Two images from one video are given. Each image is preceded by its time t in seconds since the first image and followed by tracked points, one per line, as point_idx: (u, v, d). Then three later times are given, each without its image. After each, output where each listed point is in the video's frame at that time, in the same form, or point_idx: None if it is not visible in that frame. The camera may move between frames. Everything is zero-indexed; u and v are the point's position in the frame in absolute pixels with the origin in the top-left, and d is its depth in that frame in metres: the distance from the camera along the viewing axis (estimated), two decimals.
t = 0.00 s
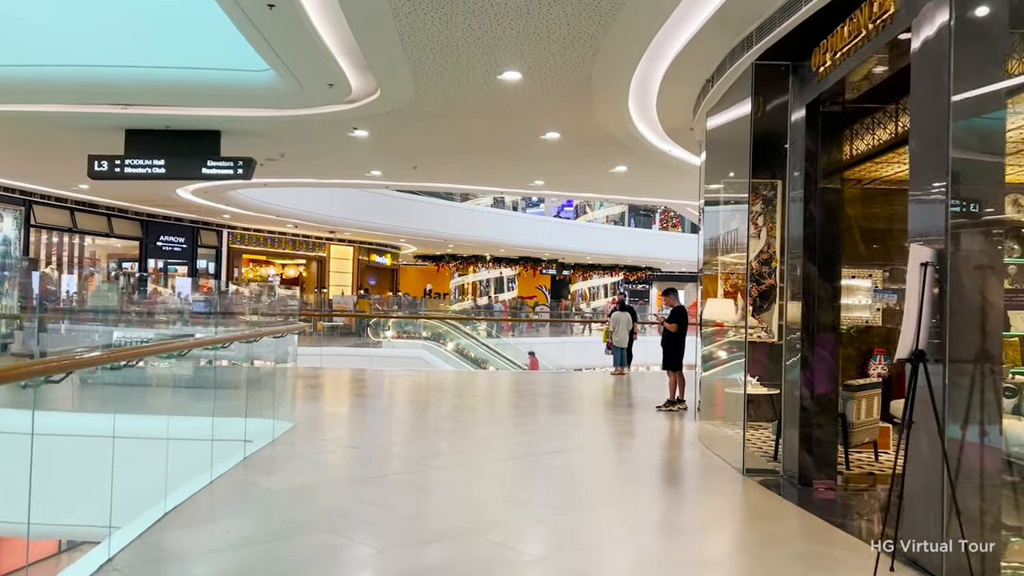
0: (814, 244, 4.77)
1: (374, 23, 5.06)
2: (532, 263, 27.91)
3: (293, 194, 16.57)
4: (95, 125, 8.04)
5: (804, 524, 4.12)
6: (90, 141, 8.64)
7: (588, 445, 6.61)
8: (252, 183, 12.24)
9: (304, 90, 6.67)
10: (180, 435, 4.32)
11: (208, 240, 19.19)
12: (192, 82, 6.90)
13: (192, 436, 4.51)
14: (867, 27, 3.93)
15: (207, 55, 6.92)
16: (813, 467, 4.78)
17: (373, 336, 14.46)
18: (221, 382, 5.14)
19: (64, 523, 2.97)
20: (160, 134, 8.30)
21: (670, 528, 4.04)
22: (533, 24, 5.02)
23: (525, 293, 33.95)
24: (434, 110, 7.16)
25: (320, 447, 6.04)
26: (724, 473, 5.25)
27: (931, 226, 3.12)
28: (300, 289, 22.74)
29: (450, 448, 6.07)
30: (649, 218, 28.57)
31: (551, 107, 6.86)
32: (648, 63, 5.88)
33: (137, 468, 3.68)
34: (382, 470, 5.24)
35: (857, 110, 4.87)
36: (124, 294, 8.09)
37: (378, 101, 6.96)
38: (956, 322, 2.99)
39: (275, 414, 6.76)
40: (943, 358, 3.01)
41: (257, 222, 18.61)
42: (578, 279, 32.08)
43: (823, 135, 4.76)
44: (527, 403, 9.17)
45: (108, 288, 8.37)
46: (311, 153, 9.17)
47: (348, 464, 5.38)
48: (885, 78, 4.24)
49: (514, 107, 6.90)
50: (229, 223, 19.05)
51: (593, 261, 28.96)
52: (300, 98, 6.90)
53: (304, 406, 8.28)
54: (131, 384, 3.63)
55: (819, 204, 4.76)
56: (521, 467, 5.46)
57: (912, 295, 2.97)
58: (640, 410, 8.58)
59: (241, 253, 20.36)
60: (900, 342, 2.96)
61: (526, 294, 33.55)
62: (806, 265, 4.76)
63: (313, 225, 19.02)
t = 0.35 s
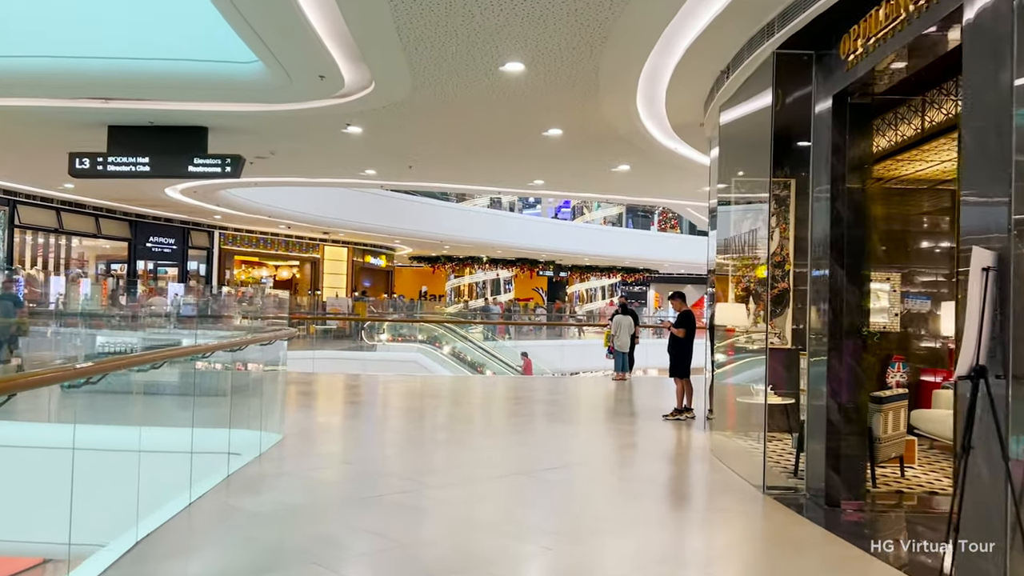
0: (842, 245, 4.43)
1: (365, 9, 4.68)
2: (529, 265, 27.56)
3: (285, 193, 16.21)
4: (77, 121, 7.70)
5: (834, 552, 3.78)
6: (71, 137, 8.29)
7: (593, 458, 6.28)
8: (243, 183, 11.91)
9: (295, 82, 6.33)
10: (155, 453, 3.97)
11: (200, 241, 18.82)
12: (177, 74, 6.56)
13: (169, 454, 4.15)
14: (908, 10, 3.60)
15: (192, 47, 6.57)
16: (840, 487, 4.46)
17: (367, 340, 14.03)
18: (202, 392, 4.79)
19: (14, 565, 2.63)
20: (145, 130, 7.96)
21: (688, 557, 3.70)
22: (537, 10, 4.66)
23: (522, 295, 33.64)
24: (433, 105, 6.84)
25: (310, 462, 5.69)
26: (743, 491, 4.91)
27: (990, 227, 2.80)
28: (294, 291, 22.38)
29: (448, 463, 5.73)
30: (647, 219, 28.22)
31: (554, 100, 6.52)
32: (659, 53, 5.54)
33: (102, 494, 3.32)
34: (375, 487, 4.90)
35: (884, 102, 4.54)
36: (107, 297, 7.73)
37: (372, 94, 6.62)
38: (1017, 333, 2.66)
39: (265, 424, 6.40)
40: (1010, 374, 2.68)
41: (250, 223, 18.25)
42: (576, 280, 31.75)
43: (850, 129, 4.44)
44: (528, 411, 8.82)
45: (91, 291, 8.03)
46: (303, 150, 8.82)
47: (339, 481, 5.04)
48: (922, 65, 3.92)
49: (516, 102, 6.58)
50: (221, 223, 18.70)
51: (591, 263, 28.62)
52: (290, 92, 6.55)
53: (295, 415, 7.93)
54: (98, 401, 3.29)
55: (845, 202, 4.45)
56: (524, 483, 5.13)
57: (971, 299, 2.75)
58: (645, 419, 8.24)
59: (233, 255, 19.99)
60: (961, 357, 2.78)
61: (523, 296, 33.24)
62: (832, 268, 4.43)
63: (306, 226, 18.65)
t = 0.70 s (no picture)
0: (880, 238, 4.11)
1: None
2: (527, 266, 27.26)
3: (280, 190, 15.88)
4: (62, 111, 7.38)
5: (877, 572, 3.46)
6: (57, 128, 7.95)
7: (602, 466, 5.98)
8: (237, 180, 11.59)
9: (290, 69, 6.00)
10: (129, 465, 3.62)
11: (194, 239, 18.48)
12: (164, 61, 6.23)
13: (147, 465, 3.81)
14: None
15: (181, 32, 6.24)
16: (877, 499, 4.12)
17: (365, 341, 13.70)
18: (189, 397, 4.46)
19: None
20: (133, 121, 7.63)
21: None
22: None
23: (520, 296, 33.37)
24: (435, 95, 6.55)
25: (303, 470, 5.38)
26: (770, 503, 4.58)
27: None
28: (289, 291, 22.04)
29: (450, 472, 5.41)
30: (646, 218, 27.92)
31: (562, 88, 6.20)
32: (676, 39, 5.26)
33: (70, 512, 2.98)
34: (374, 498, 4.58)
35: (923, 83, 4.22)
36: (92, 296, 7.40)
37: (370, 82, 6.29)
38: None
39: (258, 428, 6.08)
40: None
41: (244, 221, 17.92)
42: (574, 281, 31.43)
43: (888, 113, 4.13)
44: (532, 415, 8.51)
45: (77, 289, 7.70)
46: (299, 143, 8.51)
47: (335, 492, 4.71)
48: (971, 39, 3.60)
49: (523, 90, 6.26)
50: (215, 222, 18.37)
51: (590, 263, 28.31)
52: (285, 79, 6.23)
53: (289, 418, 7.61)
54: (66, 409, 2.95)
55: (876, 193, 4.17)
56: (533, 495, 4.81)
57: None
58: (653, 423, 7.93)
59: (228, 254, 19.64)
60: None
61: (522, 297, 32.96)
62: (868, 262, 4.11)
63: (302, 224, 18.31)
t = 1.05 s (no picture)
0: (921, 232, 3.80)
1: None
2: (526, 266, 26.94)
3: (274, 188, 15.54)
4: (44, 102, 7.04)
5: None
6: (40, 120, 7.62)
7: (613, 474, 5.66)
8: (230, 177, 11.27)
9: (282, 55, 5.67)
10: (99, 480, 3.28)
11: (187, 239, 18.15)
12: (148, 46, 5.89)
13: (120, 479, 3.47)
14: None
15: (167, 16, 5.90)
16: (918, 515, 3.82)
17: (363, 342, 13.37)
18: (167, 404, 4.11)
19: None
20: (120, 112, 7.29)
21: None
22: None
23: (519, 297, 33.05)
24: (436, 83, 6.22)
25: (295, 481, 5.05)
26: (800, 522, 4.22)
27: None
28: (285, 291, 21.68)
29: (452, 483, 5.08)
30: (646, 218, 27.63)
31: (571, 73, 5.87)
32: (694, 19, 5.01)
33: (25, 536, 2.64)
34: (371, 513, 4.24)
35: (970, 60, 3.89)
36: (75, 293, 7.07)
37: (367, 70, 5.95)
38: None
39: (248, 432, 5.75)
40: None
41: (239, 220, 17.59)
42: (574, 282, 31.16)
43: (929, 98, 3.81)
44: (535, 421, 8.19)
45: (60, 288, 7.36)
46: (293, 135, 8.19)
47: (329, 507, 4.38)
48: None
49: (529, 75, 5.93)
50: (208, 221, 18.02)
51: (589, 263, 28.02)
52: (277, 65, 5.89)
53: (282, 423, 7.28)
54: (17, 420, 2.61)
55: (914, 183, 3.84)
56: (541, 509, 4.48)
57: None
58: (662, 429, 7.62)
59: (222, 253, 19.30)
60: None
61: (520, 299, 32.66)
62: (908, 259, 3.80)
63: (297, 224, 17.99)
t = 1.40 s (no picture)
0: (970, 231, 3.53)
1: None
2: (526, 268, 26.61)
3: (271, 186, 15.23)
4: (26, 95, 6.71)
5: None
6: (22, 114, 7.29)
7: (626, 489, 5.33)
8: (224, 176, 10.95)
9: (275, 44, 5.34)
10: (65, 505, 2.95)
11: (181, 239, 17.80)
12: (132, 35, 5.57)
13: (89, 501, 3.14)
14: None
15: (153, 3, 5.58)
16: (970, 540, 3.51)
17: (359, 345, 13.09)
18: (147, 419, 3.77)
19: None
20: (106, 106, 6.95)
21: None
22: None
23: (518, 299, 32.72)
24: (438, 75, 5.91)
25: (288, 498, 4.71)
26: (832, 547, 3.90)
27: None
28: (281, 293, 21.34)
29: (456, 501, 4.76)
30: (647, 219, 27.31)
31: (580, 62, 5.57)
32: None
33: None
34: (368, 538, 3.92)
35: None
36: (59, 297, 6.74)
37: (365, 60, 5.63)
38: None
39: (240, 444, 5.42)
40: None
41: (234, 220, 17.24)
42: (573, 284, 30.86)
43: (979, 84, 3.50)
44: (540, 429, 7.85)
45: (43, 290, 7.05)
46: (288, 132, 7.86)
47: (323, 529, 4.06)
48: None
49: (536, 65, 5.62)
50: (203, 221, 17.69)
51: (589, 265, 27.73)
52: (269, 55, 5.56)
53: (275, 433, 6.94)
54: None
55: (960, 177, 3.52)
56: (553, 532, 4.16)
57: None
58: (673, 438, 7.29)
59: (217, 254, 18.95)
60: None
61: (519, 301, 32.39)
62: (959, 259, 3.53)
63: (294, 224, 17.65)
